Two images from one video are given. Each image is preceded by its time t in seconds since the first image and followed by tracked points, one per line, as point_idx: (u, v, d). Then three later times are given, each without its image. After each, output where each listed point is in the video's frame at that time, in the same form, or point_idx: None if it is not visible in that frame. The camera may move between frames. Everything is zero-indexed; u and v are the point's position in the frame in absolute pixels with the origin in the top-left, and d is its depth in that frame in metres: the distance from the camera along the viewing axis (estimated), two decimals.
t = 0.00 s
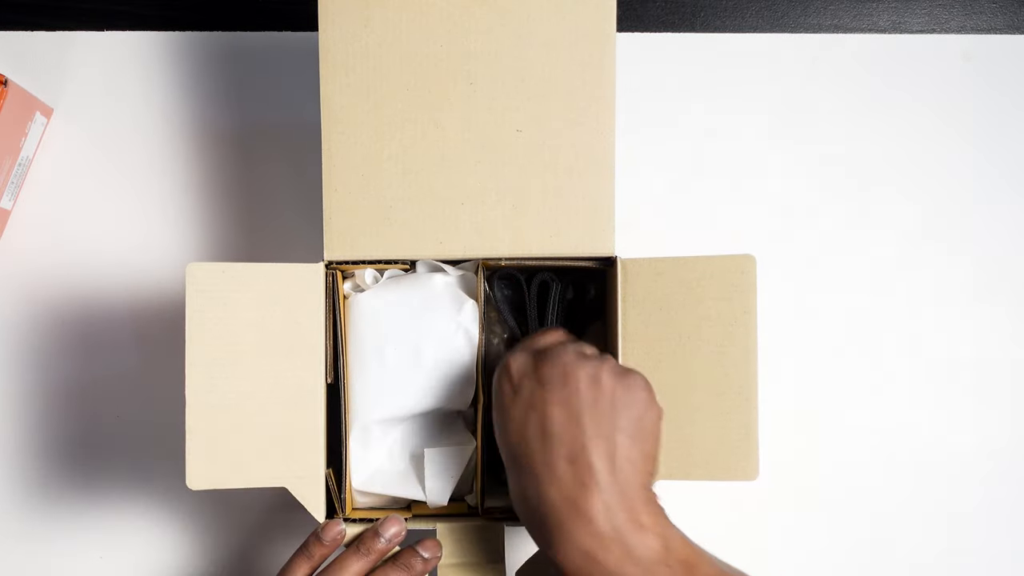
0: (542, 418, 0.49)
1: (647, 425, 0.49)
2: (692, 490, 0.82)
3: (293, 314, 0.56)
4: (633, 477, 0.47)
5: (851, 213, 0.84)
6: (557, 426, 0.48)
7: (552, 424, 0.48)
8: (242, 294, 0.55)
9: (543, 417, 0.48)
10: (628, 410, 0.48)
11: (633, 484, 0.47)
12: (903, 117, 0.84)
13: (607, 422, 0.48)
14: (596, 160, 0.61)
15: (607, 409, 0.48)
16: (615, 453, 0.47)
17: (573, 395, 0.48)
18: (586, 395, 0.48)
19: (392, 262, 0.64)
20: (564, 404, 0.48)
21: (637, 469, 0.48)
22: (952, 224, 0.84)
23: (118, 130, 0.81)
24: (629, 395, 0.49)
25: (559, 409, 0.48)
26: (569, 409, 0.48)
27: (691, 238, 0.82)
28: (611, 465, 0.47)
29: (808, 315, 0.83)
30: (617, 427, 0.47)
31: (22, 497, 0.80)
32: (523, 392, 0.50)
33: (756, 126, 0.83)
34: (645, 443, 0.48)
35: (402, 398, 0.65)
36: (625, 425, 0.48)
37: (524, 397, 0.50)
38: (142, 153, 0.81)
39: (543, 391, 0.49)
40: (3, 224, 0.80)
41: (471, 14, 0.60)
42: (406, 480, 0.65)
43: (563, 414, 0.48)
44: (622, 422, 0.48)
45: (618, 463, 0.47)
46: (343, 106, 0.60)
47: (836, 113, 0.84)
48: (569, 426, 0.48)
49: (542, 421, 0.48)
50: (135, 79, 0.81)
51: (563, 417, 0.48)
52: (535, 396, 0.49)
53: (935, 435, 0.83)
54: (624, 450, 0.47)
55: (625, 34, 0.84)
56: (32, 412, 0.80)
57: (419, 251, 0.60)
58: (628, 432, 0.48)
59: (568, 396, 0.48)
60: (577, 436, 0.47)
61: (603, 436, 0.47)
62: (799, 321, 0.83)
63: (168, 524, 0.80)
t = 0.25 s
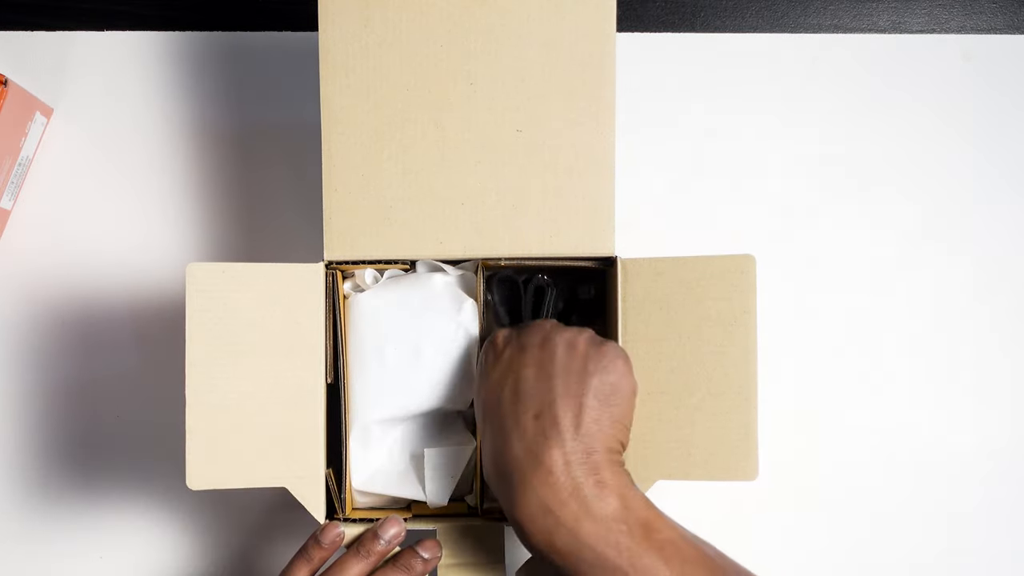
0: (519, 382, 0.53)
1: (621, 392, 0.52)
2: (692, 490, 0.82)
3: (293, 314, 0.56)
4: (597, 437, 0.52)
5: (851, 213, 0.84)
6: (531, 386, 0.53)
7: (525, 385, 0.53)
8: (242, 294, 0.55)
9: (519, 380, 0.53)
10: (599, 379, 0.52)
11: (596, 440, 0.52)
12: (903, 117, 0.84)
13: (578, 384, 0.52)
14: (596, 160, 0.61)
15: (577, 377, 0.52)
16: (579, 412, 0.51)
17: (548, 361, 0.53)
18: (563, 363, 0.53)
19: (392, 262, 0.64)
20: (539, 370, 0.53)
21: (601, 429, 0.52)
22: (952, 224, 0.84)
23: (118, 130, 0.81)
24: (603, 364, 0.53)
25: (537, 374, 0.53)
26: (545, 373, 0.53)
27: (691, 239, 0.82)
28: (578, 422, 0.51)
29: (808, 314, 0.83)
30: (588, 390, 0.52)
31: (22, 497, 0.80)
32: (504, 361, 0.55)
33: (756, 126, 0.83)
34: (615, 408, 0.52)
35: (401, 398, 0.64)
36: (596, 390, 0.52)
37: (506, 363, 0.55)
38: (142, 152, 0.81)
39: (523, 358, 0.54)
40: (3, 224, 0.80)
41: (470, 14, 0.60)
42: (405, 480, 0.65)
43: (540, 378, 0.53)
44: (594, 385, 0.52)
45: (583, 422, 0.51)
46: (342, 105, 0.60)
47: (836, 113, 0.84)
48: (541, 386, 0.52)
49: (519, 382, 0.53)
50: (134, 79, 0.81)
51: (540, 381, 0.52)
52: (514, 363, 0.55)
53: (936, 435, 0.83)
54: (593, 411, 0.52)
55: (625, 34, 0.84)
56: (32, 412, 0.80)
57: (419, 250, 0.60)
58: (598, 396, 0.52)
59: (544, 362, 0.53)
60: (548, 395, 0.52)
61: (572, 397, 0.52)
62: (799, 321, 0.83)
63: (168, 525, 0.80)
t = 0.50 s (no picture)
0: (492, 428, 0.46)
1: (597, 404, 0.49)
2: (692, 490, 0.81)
3: (293, 314, 0.56)
4: (634, 481, 0.43)
5: (852, 214, 0.84)
6: (520, 438, 0.45)
7: (517, 440, 0.44)
8: (242, 294, 0.56)
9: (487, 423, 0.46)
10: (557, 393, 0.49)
11: (633, 485, 0.43)
12: (903, 116, 0.84)
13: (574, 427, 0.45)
14: (596, 160, 0.61)
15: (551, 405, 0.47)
16: (594, 451, 0.44)
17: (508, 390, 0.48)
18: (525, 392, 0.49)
19: (392, 262, 0.64)
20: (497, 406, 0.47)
21: (632, 475, 0.43)
22: (952, 223, 0.84)
23: (117, 130, 0.81)
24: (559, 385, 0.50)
25: (509, 416, 0.46)
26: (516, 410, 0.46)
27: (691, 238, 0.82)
28: (608, 474, 0.43)
29: (808, 314, 0.83)
30: (577, 421, 0.46)
31: (23, 497, 0.80)
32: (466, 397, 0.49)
33: (756, 126, 0.83)
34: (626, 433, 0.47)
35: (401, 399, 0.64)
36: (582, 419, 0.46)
37: (472, 408, 0.47)
38: (142, 152, 0.81)
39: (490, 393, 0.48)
40: (3, 224, 0.80)
41: (470, 15, 0.60)
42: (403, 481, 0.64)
43: (506, 410, 0.46)
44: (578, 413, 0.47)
45: (607, 470, 0.43)
46: (342, 105, 0.60)
47: (836, 113, 0.84)
48: (534, 438, 0.44)
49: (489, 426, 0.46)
50: (134, 80, 0.81)
51: (516, 423, 0.45)
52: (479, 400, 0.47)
53: (936, 435, 0.83)
54: (610, 454, 0.44)
55: (625, 34, 0.84)
56: (33, 412, 0.80)
57: (419, 251, 0.60)
58: (593, 427, 0.46)
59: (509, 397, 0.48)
60: (532, 443, 0.44)
61: (583, 437, 0.45)
62: (799, 320, 0.83)
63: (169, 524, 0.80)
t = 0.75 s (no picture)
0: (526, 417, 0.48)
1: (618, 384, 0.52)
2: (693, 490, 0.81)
3: (293, 314, 0.56)
4: (667, 469, 0.47)
5: (852, 214, 0.84)
6: (554, 430, 0.48)
7: (554, 433, 0.48)
8: (242, 295, 0.56)
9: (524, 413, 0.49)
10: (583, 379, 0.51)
11: (665, 471, 0.47)
12: (903, 116, 0.84)
13: (607, 415, 0.48)
14: (596, 160, 0.61)
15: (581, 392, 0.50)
16: (629, 441, 0.47)
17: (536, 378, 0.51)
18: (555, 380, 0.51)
19: (392, 262, 0.64)
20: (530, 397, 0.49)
21: (668, 462, 0.47)
22: (952, 223, 0.84)
23: (117, 130, 0.81)
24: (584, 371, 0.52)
25: (543, 405, 0.49)
26: (550, 400, 0.49)
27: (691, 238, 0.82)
28: (643, 463, 0.47)
29: (808, 314, 0.83)
30: (610, 409, 0.48)
31: (23, 497, 0.80)
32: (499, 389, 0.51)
33: (756, 126, 0.83)
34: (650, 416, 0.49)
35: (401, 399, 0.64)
36: (614, 406, 0.49)
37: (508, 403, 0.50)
38: (142, 152, 0.81)
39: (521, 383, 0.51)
40: (3, 224, 0.80)
41: (470, 15, 0.60)
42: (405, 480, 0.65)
43: (539, 399, 0.49)
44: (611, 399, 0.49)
45: (643, 457, 0.47)
46: (342, 105, 0.60)
47: (836, 113, 0.84)
48: (569, 427, 0.47)
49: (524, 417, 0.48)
50: (134, 79, 0.81)
51: (552, 415, 0.48)
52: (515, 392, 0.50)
53: (936, 435, 0.83)
54: (643, 441, 0.47)
55: (625, 33, 0.84)
56: (32, 412, 0.80)
57: (419, 251, 0.60)
58: (624, 412, 0.48)
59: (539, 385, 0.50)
60: (571, 440, 0.47)
61: (617, 423, 0.48)
62: (799, 321, 0.83)
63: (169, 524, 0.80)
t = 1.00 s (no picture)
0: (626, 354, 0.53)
1: (726, 330, 0.54)
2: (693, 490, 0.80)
3: (293, 314, 0.56)
4: (747, 445, 0.52)
5: (852, 214, 0.84)
6: (655, 373, 0.52)
7: (654, 376, 0.52)
8: (241, 295, 0.56)
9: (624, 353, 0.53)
10: (692, 311, 0.54)
11: (747, 442, 0.52)
12: (904, 116, 0.84)
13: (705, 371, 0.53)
14: (596, 160, 0.61)
15: (682, 332, 0.53)
16: (718, 403, 0.52)
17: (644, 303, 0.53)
18: (660, 310, 0.53)
19: (392, 262, 0.64)
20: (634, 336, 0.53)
21: (751, 438, 0.52)
22: (953, 223, 0.84)
23: (117, 130, 0.81)
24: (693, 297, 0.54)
25: (643, 345, 0.53)
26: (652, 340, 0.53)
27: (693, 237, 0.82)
28: (730, 434, 0.52)
29: (809, 314, 0.83)
30: (706, 365, 0.53)
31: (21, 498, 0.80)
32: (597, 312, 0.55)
33: (756, 125, 0.83)
34: (739, 380, 0.53)
35: (400, 398, 0.64)
36: (714, 363, 0.53)
37: (609, 341, 0.53)
38: (142, 152, 0.81)
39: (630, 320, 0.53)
40: (3, 224, 0.80)
41: (469, 15, 0.60)
42: (405, 480, 0.66)
43: (642, 340, 0.53)
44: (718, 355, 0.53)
45: (737, 428, 0.52)
46: (342, 105, 0.60)
47: (837, 113, 0.84)
48: (667, 377, 0.52)
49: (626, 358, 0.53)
50: (134, 79, 0.81)
51: (656, 361, 0.52)
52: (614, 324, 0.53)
53: (937, 435, 0.83)
54: (737, 413, 0.52)
55: (626, 33, 0.84)
56: (31, 412, 0.80)
57: (419, 251, 0.60)
58: (723, 374, 0.53)
59: (642, 317, 0.53)
60: (669, 387, 0.52)
61: (711, 385, 0.52)
62: (799, 320, 0.82)
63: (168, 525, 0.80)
